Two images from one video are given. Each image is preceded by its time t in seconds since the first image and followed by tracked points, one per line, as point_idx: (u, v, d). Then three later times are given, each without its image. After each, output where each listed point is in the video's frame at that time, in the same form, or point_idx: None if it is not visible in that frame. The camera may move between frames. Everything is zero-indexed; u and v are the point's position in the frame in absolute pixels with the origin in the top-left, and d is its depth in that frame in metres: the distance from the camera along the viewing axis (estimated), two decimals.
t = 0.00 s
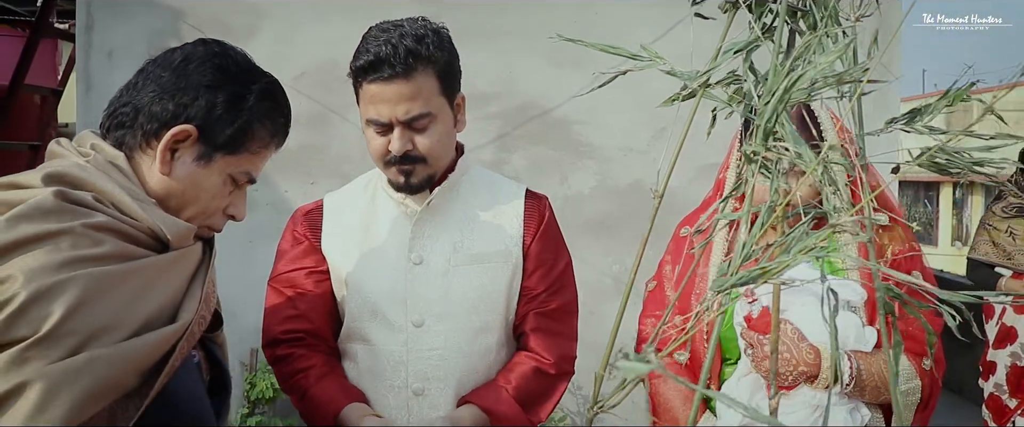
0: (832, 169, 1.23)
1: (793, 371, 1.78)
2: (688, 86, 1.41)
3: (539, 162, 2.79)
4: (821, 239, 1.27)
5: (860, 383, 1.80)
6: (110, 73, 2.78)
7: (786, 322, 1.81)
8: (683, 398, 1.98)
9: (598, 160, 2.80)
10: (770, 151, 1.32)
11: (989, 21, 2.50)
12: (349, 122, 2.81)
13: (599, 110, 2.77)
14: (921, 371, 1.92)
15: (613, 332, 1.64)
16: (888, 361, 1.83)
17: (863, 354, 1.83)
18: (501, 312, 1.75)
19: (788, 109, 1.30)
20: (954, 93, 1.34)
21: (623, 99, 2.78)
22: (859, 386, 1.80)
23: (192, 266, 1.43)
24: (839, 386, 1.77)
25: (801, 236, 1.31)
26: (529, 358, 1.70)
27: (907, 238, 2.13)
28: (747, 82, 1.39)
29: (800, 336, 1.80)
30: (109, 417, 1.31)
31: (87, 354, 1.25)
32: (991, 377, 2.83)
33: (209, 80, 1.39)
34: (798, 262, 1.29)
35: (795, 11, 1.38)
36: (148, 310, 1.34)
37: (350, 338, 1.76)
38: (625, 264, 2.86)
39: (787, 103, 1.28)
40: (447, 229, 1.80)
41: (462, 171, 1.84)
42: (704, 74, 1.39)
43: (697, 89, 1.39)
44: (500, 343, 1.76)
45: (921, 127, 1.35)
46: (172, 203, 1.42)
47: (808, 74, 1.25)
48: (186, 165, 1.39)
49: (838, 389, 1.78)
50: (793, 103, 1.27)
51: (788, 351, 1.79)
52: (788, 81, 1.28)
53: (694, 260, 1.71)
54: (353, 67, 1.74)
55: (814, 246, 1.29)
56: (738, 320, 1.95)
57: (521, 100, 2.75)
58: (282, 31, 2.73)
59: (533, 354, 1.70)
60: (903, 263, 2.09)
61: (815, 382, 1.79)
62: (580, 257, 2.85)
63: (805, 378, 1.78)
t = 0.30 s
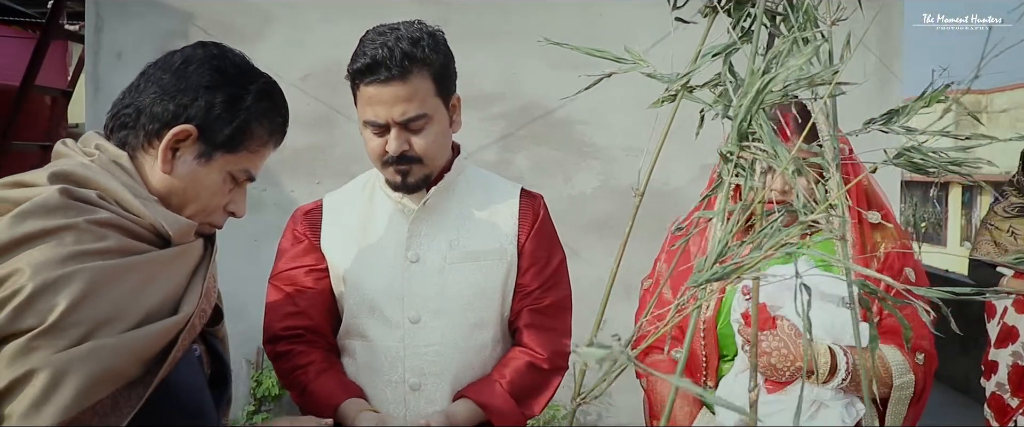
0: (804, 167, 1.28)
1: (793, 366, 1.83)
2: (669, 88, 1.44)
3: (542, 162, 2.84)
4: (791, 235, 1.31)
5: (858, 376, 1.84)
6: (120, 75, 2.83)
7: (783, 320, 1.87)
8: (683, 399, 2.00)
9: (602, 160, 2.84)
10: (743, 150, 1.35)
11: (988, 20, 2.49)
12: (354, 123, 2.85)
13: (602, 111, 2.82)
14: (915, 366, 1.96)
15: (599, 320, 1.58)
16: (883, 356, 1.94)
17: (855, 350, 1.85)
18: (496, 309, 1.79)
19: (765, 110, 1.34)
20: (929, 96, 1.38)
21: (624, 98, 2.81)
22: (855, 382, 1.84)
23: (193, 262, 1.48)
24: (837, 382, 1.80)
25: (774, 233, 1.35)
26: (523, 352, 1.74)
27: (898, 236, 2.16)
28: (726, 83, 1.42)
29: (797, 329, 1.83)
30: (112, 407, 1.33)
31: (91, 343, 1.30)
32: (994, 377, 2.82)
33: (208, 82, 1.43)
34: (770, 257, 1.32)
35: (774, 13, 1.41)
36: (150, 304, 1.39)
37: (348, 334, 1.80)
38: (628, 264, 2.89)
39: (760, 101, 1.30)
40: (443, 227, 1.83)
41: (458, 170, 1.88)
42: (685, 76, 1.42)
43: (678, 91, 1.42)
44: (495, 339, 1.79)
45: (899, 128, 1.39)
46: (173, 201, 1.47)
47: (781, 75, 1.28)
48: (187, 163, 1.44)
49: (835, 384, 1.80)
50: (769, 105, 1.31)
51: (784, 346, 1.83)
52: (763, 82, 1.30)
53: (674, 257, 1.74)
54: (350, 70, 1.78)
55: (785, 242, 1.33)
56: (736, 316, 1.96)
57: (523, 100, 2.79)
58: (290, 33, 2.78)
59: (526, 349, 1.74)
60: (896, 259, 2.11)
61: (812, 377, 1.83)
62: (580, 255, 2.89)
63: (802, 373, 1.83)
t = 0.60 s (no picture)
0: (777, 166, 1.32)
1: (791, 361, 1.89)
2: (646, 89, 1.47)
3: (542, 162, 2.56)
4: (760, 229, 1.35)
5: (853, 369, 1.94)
6: (124, 76, 2.56)
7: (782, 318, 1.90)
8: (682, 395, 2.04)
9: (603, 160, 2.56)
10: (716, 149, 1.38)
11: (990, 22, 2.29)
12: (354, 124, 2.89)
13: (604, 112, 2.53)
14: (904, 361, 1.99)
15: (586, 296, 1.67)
16: (876, 349, 1.97)
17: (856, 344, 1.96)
18: (488, 304, 1.83)
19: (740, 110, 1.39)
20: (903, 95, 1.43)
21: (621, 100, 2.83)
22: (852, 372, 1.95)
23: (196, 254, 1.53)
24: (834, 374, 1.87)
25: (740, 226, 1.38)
26: (514, 346, 1.78)
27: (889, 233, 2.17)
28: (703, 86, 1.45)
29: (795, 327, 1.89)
30: (127, 395, 1.38)
31: (102, 333, 1.35)
32: (991, 376, 2.61)
33: (206, 84, 1.48)
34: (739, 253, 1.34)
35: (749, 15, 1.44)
36: (156, 294, 1.45)
37: (344, 329, 1.84)
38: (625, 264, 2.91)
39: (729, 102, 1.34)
40: (437, 225, 1.88)
41: (452, 169, 1.91)
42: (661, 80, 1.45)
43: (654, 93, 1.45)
44: (488, 334, 1.84)
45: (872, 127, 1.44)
46: (173, 199, 1.51)
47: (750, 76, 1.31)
48: (187, 162, 1.48)
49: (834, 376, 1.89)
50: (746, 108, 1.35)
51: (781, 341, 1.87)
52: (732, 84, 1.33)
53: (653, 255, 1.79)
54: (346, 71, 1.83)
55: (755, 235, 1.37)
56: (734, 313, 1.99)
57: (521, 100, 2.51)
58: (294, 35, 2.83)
59: (518, 343, 1.78)
60: (887, 256, 2.12)
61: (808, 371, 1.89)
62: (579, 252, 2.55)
63: (801, 367, 1.88)
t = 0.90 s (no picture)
0: (759, 162, 1.30)
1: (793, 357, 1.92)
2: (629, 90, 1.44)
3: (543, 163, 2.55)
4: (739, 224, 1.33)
5: (854, 364, 1.96)
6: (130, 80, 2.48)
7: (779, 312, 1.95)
8: (683, 392, 2.03)
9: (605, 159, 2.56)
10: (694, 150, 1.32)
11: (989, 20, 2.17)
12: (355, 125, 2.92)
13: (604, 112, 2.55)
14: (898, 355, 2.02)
15: (569, 288, 1.53)
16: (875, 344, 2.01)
17: (850, 339, 1.97)
18: (483, 300, 1.87)
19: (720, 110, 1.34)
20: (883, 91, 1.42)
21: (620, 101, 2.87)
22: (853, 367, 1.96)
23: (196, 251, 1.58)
24: (836, 369, 1.93)
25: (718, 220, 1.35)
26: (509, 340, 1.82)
27: (883, 231, 2.18)
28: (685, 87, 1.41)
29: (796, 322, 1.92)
30: (145, 387, 1.43)
31: (116, 328, 1.39)
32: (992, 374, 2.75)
33: (203, 84, 1.52)
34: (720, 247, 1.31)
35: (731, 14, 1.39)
36: (163, 287, 1.49)
37: (342, 325, 1.87)
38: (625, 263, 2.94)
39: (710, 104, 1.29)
40: (433, 222, 1.91)
41: (447, 168, 1.93)
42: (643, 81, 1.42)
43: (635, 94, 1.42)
44: (483, 330, 1.87)
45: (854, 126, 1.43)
46: (173, 196, 1.55)
47: (724, 76, 1.27)
48: (185, 161, 1.52)
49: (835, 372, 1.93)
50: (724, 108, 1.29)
51: (785, 336, 1.91)
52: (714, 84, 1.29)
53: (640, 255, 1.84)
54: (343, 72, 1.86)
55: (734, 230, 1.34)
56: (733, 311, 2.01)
57: (522, 102, 2.52)
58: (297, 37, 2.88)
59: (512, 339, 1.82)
60: (881, 252, 2.13)
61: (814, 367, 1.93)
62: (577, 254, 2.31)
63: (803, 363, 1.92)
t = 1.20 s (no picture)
0: (740, 161, 1.31)
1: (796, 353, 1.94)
2: (614, 90, 1.45)
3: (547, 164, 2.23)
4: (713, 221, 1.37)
5: (854, 360, 1.99)
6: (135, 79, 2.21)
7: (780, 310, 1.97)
8: (683, 390, 2.07)
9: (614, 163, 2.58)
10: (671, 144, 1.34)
11: (989, 21, 2.24)
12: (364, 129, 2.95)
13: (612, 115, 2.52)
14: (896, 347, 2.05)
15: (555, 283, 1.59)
16: (875, 340, 2.03)
17: (852, 335, 2.00)
18: (480, 297, 1.89)
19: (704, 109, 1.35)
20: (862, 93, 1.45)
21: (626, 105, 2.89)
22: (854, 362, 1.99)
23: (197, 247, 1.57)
24: (837, 366, 1.96)
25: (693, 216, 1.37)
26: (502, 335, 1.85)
27: (878, 229, 2.17)
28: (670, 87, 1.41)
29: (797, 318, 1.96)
30: (159, 378, 1.45)
31: (125, 323, 1.41)
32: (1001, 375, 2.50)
33: (201, 84, 1.53)
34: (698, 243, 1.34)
35: (714, 16, 1.40)
36: (167, 282, 1.50)
37: (339, 321, 1.90)
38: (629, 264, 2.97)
39: (688, 105, 1.30)
40: (428, 220, 1.94)
41: (443, 166, 1.96)
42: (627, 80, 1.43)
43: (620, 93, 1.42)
44: (478, 327, 1.90)
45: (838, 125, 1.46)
46: (173, 194, 1.55)
47: (706, 75, 1.28)
48: (185, 159, 1.53)
49: (835, 368, 1.96)
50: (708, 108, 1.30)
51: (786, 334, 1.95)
52: (693, 84, 1.30)
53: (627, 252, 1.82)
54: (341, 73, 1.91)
55: (710, 226, 1.37)
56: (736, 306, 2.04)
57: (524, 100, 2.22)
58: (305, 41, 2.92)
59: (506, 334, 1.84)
60: (878, 250, 2.14)
61: (815, 363, 1.95)
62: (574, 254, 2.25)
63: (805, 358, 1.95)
